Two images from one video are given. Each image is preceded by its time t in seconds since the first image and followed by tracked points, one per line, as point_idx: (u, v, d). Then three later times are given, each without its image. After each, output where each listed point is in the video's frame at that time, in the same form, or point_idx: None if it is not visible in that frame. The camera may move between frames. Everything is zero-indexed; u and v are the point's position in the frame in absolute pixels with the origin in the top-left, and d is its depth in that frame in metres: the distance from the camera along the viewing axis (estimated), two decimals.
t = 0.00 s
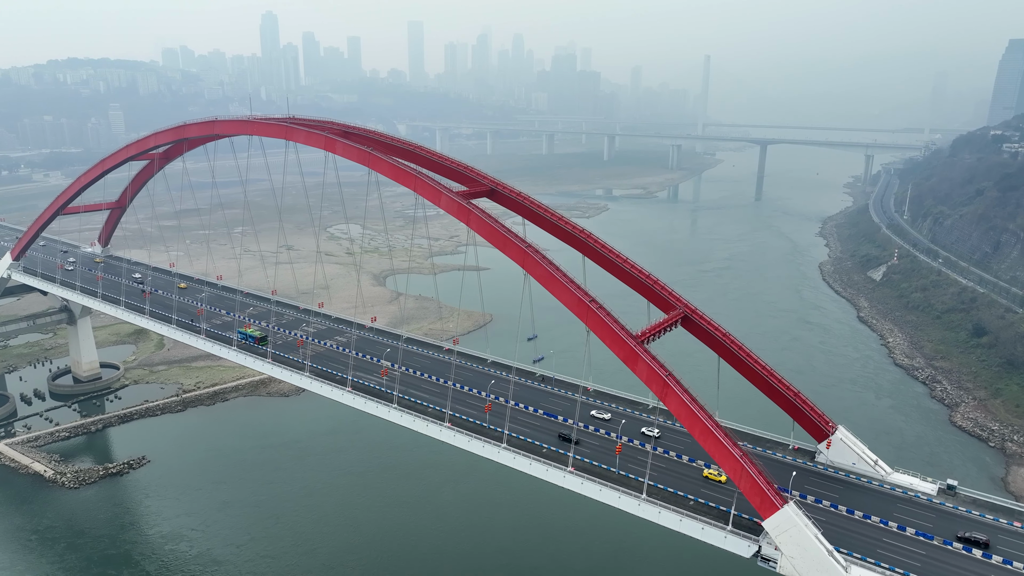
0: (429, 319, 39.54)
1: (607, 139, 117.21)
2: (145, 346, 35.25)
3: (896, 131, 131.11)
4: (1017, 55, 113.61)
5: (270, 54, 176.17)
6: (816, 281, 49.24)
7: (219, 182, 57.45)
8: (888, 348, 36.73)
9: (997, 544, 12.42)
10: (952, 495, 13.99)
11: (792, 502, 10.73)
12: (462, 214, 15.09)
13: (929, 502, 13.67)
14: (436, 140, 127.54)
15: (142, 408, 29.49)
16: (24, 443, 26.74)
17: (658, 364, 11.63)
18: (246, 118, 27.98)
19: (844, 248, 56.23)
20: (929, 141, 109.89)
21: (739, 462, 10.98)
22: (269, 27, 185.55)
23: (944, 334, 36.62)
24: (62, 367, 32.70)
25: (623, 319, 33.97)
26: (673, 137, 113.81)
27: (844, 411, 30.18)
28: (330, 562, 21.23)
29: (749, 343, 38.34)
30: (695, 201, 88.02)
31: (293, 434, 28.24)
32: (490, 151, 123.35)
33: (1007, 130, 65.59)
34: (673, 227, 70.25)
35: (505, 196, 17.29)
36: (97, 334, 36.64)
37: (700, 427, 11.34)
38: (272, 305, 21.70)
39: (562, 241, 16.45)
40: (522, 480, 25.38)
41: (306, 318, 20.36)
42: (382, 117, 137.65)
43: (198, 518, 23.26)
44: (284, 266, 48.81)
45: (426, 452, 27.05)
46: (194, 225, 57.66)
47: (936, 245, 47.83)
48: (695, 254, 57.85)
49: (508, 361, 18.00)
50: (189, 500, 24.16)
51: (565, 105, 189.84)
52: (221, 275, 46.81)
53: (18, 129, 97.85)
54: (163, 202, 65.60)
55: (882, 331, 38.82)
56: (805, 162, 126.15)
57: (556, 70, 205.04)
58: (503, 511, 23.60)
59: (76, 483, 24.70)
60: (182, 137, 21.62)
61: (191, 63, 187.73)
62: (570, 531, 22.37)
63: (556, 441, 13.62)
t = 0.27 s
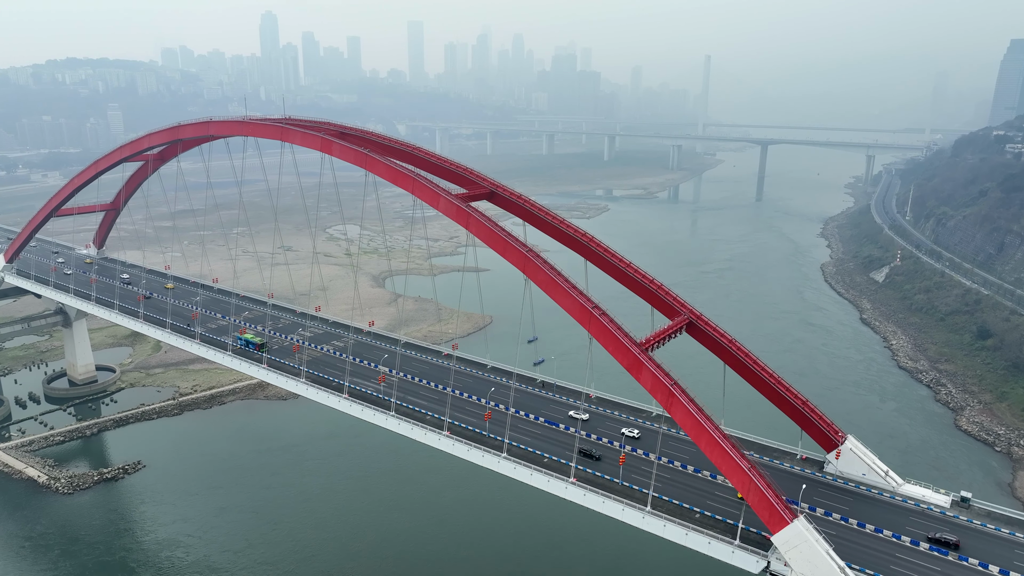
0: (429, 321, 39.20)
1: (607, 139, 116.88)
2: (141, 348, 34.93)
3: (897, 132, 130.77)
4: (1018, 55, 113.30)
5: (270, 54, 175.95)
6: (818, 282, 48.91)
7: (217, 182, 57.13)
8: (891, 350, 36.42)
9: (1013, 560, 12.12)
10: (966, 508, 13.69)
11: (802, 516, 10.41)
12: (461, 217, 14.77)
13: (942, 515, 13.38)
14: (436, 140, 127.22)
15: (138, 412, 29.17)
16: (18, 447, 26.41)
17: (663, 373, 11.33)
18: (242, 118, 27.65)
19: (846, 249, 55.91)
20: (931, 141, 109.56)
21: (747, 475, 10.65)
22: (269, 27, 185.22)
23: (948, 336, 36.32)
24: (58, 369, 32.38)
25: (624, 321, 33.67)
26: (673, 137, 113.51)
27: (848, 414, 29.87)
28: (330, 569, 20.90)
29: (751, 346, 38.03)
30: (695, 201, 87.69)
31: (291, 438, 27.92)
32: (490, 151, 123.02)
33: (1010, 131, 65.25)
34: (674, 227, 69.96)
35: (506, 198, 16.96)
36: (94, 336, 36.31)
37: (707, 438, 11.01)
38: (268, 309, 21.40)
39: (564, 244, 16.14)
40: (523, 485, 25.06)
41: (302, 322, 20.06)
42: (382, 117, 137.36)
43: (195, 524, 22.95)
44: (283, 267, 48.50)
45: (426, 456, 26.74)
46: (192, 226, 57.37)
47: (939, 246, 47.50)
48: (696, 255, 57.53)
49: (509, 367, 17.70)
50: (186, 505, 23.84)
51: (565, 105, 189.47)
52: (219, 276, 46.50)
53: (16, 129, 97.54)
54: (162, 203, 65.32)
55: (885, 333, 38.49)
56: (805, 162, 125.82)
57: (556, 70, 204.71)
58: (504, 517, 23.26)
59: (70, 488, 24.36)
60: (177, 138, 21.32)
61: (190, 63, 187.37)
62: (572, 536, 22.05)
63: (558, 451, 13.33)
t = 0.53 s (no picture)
0: (428, 323, 38.87)
1: (608, 140, 116.53)
2: (138, 351, 34.58)
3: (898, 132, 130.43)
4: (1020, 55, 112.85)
5: (270, 54, 175.59)
6: (820, 283, 48.60)
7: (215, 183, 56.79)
8: (895, 353, 36.10)
9: None
10: (981, 521, 13.40)
11: (812, 531, 10.11)
12: (460, 221, 14.46)
13: (956, 529, 13.10)
14: (436, 140, 126.89)
15: (134, 416, 28.82)
16: (11, 452, 26.10)
17: (669, 382, 11.02)
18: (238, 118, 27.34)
19: (848, 251, 55.57)
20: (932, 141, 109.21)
21: (755, 488, 10.33)
22: (268, 27, 184.86)
23: (952, 338, 36.01)
24: (53, 372, 32.04)
25: (625, 324, 33.35)
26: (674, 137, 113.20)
27: (852, 417, 29.54)
28: None
29: (753, 348, 37.71)
30: (696, 202, 87.36)
31: (289, 442, 27.59)
32: (490, 151, 122.68)
33: (1013, 131, 64.90)
34: (674, 228, 69.64)
35: (506, 201, 16.65)
36: (90, 339, 35.97)
37: (713, 449, 10.70)
38: (264, 312, 21.08)
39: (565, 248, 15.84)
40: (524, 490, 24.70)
41: (298, 326, 19.73)
42: (381, 117, 137.04)
43: (191, 530, 22.62)
44: (281, 269, 48.17)
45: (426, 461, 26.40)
46: (190, 227, 57.07)
47: (942, 248, 47.18)
48: (697, 256, 57.20)
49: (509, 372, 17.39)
50: (182, 511, 23.51)
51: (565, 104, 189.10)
52: (217, 278, 46.20)
53: (14, 129, 97.14)
54: (160, 203, 65.00)
55: (889, 335, 38.17)
56: (806, 162, 125.46)
57: (556, 70, 204.36)
58: (506, 522, 22.90)
59: (64, 494, 24.03)
60: (171, 139, 20.99)
61: (189, 63, 186.96)
62: (574, 542, 21.70)
63: (559, 461, 13.03)
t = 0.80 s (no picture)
0: (428, 325, 38.55)
1: (608, 140, 116.26)
2: (134, 354, 34.25)
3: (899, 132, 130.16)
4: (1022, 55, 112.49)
5: (269, 54, 175.25)
6: (822, 285, 48.29)
7: (213, 183, 56.45)
8: (898, 355, 35.79)
9: None
10: (997, 535, 13.13)
11: (823, 548, 9.81)
12: (459, 224, 14.15)
13: (972, 543, 12.84)
14: (436, 141, 126.61)
15: (129, 420, 28.49)
16: (5, 457, 25.76)
17: (674, 393, 10.69)
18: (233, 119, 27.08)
19: (850, 252, 55.25)
20: (934, 142, 108.90)
21: (764, 502, 10.02)
22: (268, 27, 184.50)
23: (956, 341, 35.70)
24: (48, 375, 31.70)
25: (626, 326, 33.05)
26: (674, 137, 112.91)
27: (856, 421, 29.22)
28: None
29: (755, 350, 37.41)
30: (696, 202, 87.02)
31: (286, 446, 27.25)
32: (490, 151, 122.33)
33: (1015, 131, 64.60)
34: (675, 228, 69.34)
35: (506, 204, 16.34)
36: (86, 341, 35.65)
37: (720, 462, 10.38)
38: (260, 316, 20.77)
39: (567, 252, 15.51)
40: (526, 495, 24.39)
41: (295, 331, 19.41)
42: (381, 118, 136.72)
43: (188, 536, 22.31)
44: (280, 270, 47.86)
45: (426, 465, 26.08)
46: (188, 227, 56.77)
47: (945, 249, 46.86)
48: (698, 257, 56.88)
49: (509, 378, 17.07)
50: (179, 517, 23.20)
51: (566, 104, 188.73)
52: (215, 279, 45.89)
53: (12, 129, 96.76)
54: (158, 204, 64.69)
55: (892, 337, 37.86)
56: (807, 163, 125.13)
57: (557, 70, 204.01)
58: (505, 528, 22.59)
59: (58, 500, 23.69)
60: (164, 140, 20.67)
61: (188, 63, 186.64)
62: (577, 550, 21.37)
63: (561, 472, 12.73)
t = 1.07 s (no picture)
0: (427, 327, 38.25)
1: (608, 140, 115.97)
2: (130, 356, 33.93)
3: (901, 133, 129.84)
4: None
5: (269, 54, 174.88)
6: (824, 286, 47.96)
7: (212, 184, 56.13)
8: (902, 358, 35.48)
9: None
10: (1012, 550, 12.98)
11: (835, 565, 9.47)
12: (458, 229, 13.81)
13: (988, 558, 12.67)
14: (436, 141, 126.28)
15: (125, 424, 28.16)
16: None
17: (680, 403, 10.39)
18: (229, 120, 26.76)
19: (852, 253, 54.91)
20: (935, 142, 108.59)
21: (774, 518, 9.68)
22: (267, 27, 184.16)
23: (961, 343, 35.41)
24: (43, 379, 31.37)
25: (628, 329, 32.75)
26: (675, 138, 112.62)
27: (861, 424, 28.93)
28: None
29: (757, 352, 37.12)
30: (697, 202, 86.65)
31: (284, 451, 26.92)
32: (491, 151, 121.95)
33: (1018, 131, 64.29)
34: (676, 229, 69.02)
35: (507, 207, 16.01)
36: (82, 344, 35.33)
37: (729, 475, 10.04)
38: (256, 320, 20.45)
39: (569, 256, 15.20)
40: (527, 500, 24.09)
41: (291, 335, 19.11)
42: (381, 118, 136.32)
43: (184, 542, 22.00)
44: (279, 271, 47.56)
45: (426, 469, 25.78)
46: (187, 228, 56.43)
47: (949, 250, 46.53)
48: (700, 258, 56.56)
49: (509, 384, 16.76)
50: (175, 523, 22.88)
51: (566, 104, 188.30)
52: (213, 280, 45.57)
53: (10, 129, 96.37)
54: (156, 204, 64.34)
55: (895, 339, 37.53)
56: (808, 163, 124.80)
57: (557, 70, 203.61)
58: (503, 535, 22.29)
59: (51, 506, 23.36)
60: (158, 141, 20.34)
61: (187, 63, 186.25)
62: (578, 558, 21.07)
63: (563, 483, 12.46)
